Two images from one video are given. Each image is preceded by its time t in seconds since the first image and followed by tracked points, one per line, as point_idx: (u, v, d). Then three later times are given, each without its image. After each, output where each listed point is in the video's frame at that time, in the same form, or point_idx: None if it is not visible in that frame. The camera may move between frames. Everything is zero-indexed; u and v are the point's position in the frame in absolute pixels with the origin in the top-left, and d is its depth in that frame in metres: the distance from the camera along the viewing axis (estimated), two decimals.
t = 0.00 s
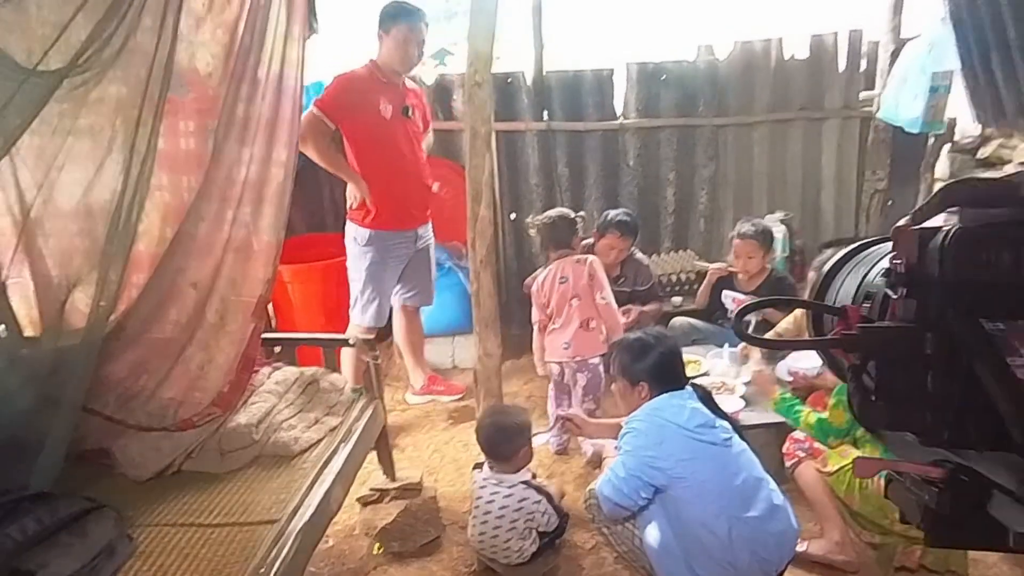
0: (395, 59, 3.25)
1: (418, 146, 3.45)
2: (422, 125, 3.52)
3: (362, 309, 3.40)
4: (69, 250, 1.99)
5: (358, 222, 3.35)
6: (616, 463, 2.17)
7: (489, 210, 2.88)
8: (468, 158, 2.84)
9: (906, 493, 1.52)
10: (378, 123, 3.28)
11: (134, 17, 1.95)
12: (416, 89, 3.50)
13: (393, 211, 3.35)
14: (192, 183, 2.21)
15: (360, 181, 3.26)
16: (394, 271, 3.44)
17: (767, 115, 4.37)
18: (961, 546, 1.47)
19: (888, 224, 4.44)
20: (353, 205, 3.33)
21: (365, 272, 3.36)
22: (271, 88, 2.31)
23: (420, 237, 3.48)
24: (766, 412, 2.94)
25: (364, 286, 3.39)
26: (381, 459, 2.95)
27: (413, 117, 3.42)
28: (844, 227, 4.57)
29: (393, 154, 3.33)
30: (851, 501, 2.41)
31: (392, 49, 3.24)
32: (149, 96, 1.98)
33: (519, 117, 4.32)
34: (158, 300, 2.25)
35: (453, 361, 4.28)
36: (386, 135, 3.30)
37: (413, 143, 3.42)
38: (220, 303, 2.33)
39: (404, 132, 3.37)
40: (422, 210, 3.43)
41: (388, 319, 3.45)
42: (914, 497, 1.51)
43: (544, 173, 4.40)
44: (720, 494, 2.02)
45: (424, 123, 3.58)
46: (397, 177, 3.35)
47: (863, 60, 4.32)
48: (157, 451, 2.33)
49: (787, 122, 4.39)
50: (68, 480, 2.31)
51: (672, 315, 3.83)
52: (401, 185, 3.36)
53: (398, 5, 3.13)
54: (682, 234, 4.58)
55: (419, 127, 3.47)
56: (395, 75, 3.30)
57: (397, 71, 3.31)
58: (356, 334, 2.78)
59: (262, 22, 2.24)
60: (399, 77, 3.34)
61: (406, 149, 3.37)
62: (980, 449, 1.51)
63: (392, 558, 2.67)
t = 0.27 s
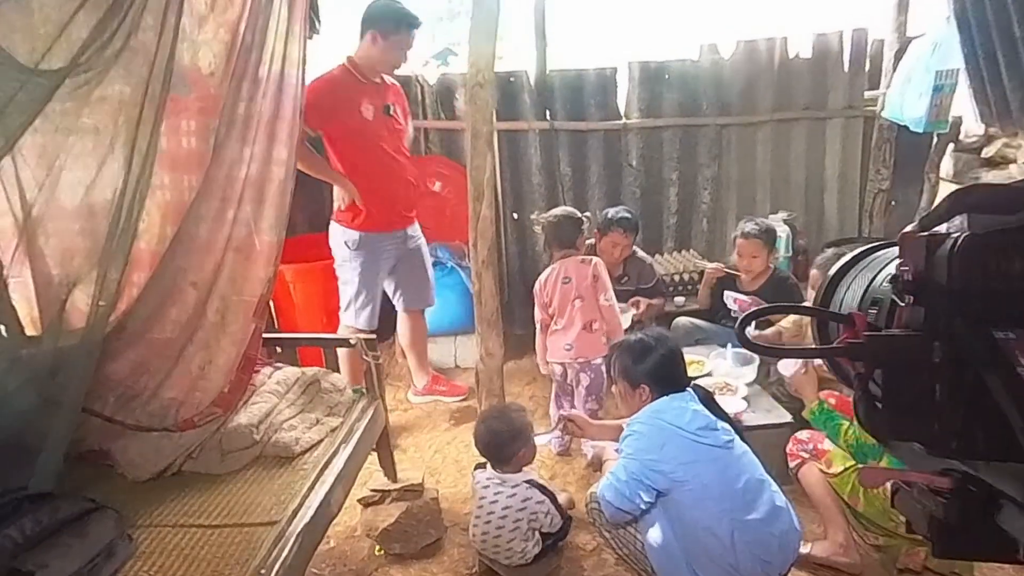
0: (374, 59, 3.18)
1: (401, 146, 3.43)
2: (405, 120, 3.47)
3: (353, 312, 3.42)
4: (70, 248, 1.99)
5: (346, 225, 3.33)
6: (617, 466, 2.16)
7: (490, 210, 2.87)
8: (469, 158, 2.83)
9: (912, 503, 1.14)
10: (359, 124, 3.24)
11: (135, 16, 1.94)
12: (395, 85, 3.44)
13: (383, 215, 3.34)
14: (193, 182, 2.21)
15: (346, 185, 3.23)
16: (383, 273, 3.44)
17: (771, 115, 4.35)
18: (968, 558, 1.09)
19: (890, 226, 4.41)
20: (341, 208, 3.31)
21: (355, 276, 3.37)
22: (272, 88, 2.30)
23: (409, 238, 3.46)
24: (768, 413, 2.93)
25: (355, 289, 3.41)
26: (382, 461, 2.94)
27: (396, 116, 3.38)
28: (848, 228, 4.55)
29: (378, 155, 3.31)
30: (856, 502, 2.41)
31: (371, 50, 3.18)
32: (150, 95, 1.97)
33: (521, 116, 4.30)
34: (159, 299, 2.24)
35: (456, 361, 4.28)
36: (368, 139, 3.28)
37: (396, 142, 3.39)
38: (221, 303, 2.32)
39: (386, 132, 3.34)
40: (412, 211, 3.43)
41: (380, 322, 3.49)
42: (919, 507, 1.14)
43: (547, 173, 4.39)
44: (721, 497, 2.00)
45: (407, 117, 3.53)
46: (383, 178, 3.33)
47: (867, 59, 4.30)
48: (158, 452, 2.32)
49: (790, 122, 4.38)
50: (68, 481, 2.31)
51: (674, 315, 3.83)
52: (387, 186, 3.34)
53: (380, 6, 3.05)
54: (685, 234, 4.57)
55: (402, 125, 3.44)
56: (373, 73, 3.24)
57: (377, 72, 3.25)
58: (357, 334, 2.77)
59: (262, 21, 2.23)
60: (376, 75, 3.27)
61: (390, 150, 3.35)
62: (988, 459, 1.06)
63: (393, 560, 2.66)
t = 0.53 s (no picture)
0: (363, 64, 3.16)
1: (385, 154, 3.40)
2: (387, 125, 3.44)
3: (337, 317, 3.35)
4: (73, 249, 1.99)
5: (327, 229, 3.27)
6: (619, 469, 2.15)
7: (492, 211, 2.87)
8: (471, 159, 2.82)
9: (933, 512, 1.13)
10: (348, 132, 3.19)
11: (137, 17, 1.93)
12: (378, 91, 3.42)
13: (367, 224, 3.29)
14: (195, 183, 2.20)
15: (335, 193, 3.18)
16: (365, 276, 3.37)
17: (774, 116, 4.34)
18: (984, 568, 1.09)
19: (894, 226, 4.42)
20: (325, 212, 3.26)
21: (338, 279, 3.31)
22: (274, 89, 2.30)
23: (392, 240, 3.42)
24: (771, 414, 2.93)
25: (337, 293, 3.34)
26: (384, 463, 2.94)
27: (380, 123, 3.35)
28: (852, 229, 4.54)
29: (367, 164, 3.27)
30: (860, 505, 2.40)
31: (360, 56, 3.14)
32: (152, 96, 1.97)
33: (523, 117, 4.30)
34: (161, 300, 2.24)
35: (458, 361, 4.27)
36: (358, 147, 3.23)
37: (381, 150, 3.36)
38: (222, 304, 2.31)
39: (373, 140, 3.31)
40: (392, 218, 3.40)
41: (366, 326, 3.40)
42: (941, 516, 1.12)
43: (549, 173, 4.40)
44: (724, 500, 2.00)
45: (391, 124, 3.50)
46: (372, 187, 3.29)
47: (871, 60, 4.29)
48: (159, 453, 2.35)
49: (793, 123, 4.36)
50: (70, 482, 2.33)
51: (676, 316, 3.82)
52: (376, 194, 3.30)
53: (366, 9, 3.06)
54: (688, 234, 4.56)
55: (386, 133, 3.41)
56: (361, 81, 3.20)
57: (364, 79, 3.22)
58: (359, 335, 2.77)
59: (264, 21, 2.22)
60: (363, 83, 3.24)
61: (377, 158, 3.31)
62: (1014, 470, 1.08)
63: (394, 561, 2.66)
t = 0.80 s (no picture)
0: (355, 64, 3.14)
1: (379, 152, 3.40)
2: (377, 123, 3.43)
3: (336, 320, 3.35)
4: (75, 250, 1.98)
5: (325, 233, 3.27)
6: (622, 471, 2.14)
7: (494, 212, 2.86)
8: (473, 160, 2.81)
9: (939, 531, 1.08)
10: (342, 132, 3.18)
11: (139, 17, 1.93)
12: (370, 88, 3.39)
13: (365, 223, 3.30)
14: (196, 183, 2.20)
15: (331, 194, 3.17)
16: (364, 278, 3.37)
17: (778, 116, 4.32)
18: None
19: (898, 227, 4.40)
20: (319, 214, 3.25)
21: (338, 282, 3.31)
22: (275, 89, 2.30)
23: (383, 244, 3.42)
24: (775, 416, 2.92)
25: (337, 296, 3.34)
26: (386, 464, 2.93)
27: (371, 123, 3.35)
28: (856, 229, 4.52)
29: (360, 164, 3.26)
30: (864, 507, 2.43)
31: (352, 56, 3.12)
32: (153, 95, 1.96)
33: (526, 118, 4.29)
34: (162, 301, 2.23)
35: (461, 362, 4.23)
36: (354, 147, 3.22)
37: (372, 150, 3.36)
38: (224, 305, 2.31)
39: (365, 140, 3.30)
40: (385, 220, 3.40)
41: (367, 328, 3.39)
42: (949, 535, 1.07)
43: (552, 173, 4.38)
44: (727, 502, 1.99)
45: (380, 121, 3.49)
46: (365, 187, 3.28)
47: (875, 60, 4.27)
48: (161, 454, 2.34)
49: (796, 123, 4.35)
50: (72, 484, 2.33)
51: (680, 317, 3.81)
52: (370, 194, 3.30)
53: (361, 9, 3.03)
54: (691, 235, 4.55)
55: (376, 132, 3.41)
56: (354, 81, 3.19)
57: (357, 79, 3.20)
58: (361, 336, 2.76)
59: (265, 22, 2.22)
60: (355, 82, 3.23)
61: (370, 158, 3.30)
62: None
63: (396, 563, 2.65)
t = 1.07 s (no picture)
0: (351, 65, 3.14)
1: (377, 152, 3.40)
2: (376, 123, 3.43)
3: (336, 322, 3.35)
4: (79, 250, 1.99)
5: (324, 234, 3.27)
6: (624, 473, 2.13)
7: (497, 212, 2.86)
8: (476, 160, 2.81)
9: (957, 539, 1.15)
10: (340, 134, 3.17)
11: (143, 18, 1.93)
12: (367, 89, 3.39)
13: (365, 226, 3.30)
14: (200, 184, 2.20)
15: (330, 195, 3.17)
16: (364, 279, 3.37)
17: (781, 116, 4.31)
18: None
19: (902, 227, 4.42)
20: (319, 215, 3.25)
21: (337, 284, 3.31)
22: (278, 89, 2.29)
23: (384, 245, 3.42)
24: (778, 417, 2.92)
25: (337, 297, 3.34)
26: (389, 464, 2.93)
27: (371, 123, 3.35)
28: (859, 230, 4.52)
29: (359, 166, 3.26)
30: (868, 510, 2.43)
31: (346, 57, 3.12)
32: (157, 96, 1.97)
33: (529, 118, 4.29)
34: (166, 301, 2.24)
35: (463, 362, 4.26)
36: (352, 149, 3.22)
37: (372, 150, 3.36)
38: (227, 305, 2.31)
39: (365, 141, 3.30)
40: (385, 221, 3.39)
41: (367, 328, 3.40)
42: (963, 545, 1.14)
43: (555, 174, 4.38)
44: (729, 503, 1.99)
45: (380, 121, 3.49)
46: (365, 188, 3.28)
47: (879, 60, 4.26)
48: (164, 454, 2.33)
49: (800, 123, 4.34)
50: (74, 484, 2.33)
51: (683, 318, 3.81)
52: (369, 196, 3.30)
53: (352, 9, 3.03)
54: (694, 235, 4.55)
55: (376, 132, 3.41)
56: (351, 82, 3.19)
57: (355, 79, 3.20)
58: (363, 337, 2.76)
59: (268, 22, 2.22)
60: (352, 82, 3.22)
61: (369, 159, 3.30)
62: None
63: (398, 564, 2.65)
